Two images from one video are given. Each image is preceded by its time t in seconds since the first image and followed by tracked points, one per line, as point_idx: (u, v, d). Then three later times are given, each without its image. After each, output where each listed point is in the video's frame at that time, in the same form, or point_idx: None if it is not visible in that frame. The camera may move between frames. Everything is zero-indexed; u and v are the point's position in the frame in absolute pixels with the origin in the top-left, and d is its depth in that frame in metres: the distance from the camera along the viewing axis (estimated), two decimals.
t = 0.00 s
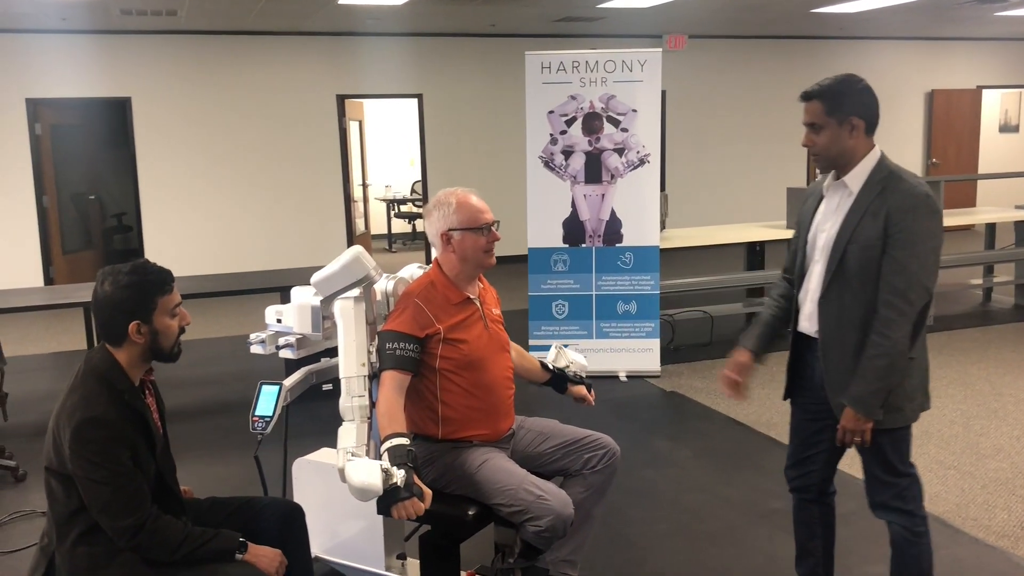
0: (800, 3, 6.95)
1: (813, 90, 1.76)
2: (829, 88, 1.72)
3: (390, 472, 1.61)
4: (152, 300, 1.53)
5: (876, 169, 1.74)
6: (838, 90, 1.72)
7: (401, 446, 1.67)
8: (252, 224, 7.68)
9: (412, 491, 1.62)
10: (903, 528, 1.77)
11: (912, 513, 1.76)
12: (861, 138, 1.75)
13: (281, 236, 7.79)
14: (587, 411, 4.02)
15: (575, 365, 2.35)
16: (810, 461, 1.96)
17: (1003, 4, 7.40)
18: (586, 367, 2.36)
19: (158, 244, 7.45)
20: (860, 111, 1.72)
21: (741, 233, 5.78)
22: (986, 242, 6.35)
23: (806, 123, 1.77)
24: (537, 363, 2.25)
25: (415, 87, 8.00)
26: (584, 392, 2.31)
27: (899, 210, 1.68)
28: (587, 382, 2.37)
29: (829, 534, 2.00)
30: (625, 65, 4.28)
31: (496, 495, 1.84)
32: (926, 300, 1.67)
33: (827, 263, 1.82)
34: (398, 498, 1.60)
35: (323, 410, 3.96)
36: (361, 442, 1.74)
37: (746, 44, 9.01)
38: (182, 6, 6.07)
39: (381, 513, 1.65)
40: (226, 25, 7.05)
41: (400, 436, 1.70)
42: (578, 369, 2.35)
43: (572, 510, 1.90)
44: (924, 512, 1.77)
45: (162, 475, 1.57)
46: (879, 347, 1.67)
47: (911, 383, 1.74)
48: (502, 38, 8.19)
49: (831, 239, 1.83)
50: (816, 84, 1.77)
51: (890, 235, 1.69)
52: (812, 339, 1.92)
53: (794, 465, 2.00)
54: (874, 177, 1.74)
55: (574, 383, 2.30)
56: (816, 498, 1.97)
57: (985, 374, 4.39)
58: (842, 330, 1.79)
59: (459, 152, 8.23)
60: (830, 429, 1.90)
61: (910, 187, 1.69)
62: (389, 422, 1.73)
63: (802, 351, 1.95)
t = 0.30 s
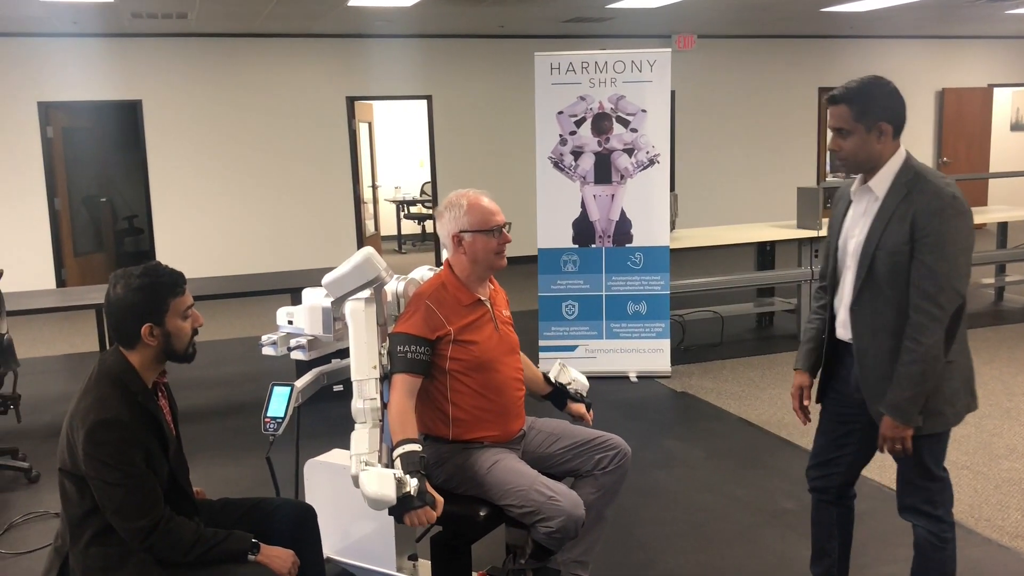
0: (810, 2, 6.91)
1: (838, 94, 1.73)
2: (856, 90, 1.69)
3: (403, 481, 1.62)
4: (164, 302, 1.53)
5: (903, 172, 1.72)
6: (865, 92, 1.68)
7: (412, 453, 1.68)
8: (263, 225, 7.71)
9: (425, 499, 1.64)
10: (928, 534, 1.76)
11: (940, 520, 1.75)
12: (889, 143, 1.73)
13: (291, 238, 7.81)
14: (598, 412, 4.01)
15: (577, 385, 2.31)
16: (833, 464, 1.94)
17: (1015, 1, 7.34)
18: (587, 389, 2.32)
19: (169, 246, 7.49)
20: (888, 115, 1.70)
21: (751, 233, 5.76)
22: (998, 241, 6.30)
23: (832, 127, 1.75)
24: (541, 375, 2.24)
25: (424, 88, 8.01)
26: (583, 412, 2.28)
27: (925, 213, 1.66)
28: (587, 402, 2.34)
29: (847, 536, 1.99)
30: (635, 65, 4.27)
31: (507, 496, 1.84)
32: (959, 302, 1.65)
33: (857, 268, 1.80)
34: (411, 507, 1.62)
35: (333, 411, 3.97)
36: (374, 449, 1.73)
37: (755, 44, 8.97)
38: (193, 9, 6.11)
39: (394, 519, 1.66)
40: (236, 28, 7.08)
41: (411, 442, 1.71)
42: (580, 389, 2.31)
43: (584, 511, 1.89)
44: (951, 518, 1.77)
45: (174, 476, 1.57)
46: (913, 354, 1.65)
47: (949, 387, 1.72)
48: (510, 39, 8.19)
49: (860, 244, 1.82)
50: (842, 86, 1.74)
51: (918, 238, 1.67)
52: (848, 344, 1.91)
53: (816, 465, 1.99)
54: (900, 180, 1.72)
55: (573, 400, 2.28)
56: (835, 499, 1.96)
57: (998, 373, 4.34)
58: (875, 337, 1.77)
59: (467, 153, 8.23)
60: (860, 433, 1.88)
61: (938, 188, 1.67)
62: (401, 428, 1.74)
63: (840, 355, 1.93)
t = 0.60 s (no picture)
0: (813, 1, 6.90)
1: (863, 93, 1.73)
2: (882, 91, 1.68)
3: (410, 488, 1.63)
4: (168, 303, 1.53)
5: (926, 174, 1.71)
6: (892, 93, 1.67)
7: (418, 459, 1.67)
8: (267, 226, 7.72)
9: (431, 506, 1.65)
10: (937, 538, 1.76)
11: (949, 525, 1.75)
12: (914, 144, 1.72)
13: (294, 239, 7.82)
14: (603, 412, 4.00)
15: (572, 401, 2.28)
16: (847, 465, 1.94)
17: None
18: (583, 406, 2.29)
19: (173, 247, 7.51)
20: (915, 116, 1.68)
21: (755, 233, 5.75)
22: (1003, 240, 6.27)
23: (856, 127, 1.75)
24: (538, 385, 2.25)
25: (428, 89, 8.01)
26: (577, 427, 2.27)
27: (947, 216, 1.65)
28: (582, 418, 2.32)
29: (856, 537, 1.99)
30: (638, 65, 4.26)
31: (512, 497, 1.83)
32: (980, 306, 1.63)
33: (877, 270, 1.80)
34: (418, 513, 1.63)
35: (337, 413, 3.97)
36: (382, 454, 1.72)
37: (759, 43, 8.95)
38: (196, 11, 6.12)
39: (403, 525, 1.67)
40: (239, 29, 7.10)
41: (417, 447, 1.70)
42: (576, 405, 2.29)
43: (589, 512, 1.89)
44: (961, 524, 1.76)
45: (179, 477, 1.57)
46: (932, 358, 1.64)
47: (969, 393, 1.70)
48: (513, 40, 8.19)
49: (882, 245, 1.81)
50: (868, 85, 1.73)
51: (938, 241, 1.66)
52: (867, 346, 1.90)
53: (829, 465, 1.99)
54: (924, 182, 1.71)
55: (567, 413, 2.27)
56: (848, 501, 1.96)
57: (1004, 373, 4.32)
58: (894, 339, 1.76)
59: (471, 154, 8.23)
60: (877, 437, 1.88)
61: (961, 191, 1.66)
62: (407, 433, 1.74)
63: (861, 356, 1.92)
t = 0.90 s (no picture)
0: None
1: (881, 86, 1.72)
2: (898, 84, 1.68)
3: (411, 490, 1.63)
4: (165, 300, 1.53)
5: (939, 169, 1.70)
6: (908, 86, 1.67)
7: (420, 460, 1.67)
8: (266, 224, 7.71)
9: (433, 509, 1.64)
10: (938, 535, 1.76)
11: (951, 522, 1.75)
12: (929, 138, 1.71)
13: (294, 236, 7.81)
14: (603, 409, 4.00)
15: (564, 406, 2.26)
16: (852, 463, 1.94)
17: None
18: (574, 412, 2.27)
19: (173, 245, 7.50)
20: (932, 110, 1.68)
21: (755, 228, 5.74)
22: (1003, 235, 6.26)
23: (872, 119, 1.74)
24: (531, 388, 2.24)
25: (427, 85, 8.00)
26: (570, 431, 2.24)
27: (958, 212, 1.64)
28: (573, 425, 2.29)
29: (860, 535, 1.99)
30: (637, 60, 4.26)
31: (511, 494, 1.83)
32: (988, 304, 1.63)
33: (886, 264, 1.80)
34: (420, 515, 1.63)
35: (337, 410, 3.97)
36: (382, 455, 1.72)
37: (758, 38, 8.94)
38: (195, 8, 6.11)
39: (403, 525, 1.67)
40: (238, 26, 7.09)
41: (418, 448, 1.70)
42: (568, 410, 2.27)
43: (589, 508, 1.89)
44: (962, 520, 1.76)
45: (178, 475, 1.57)
46: (937, 355, 1.64)
47: (974, 392, 1.70)
48: (512, 36, 8.17)
49: (891, 239, 1.81)
50: (885, 78, 1.72)
51: (949, 237, 1.66)
52: (874, 341, 1.91)
53: (834, 463, 1.99)
54: (936, 177, 1.70)
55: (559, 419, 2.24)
56: (853, 499, 1.96)
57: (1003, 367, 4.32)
58: (901, 335, 1.76)
59: (471, 150, 8.22)
60: (883, 434, 1.88)
61: (972, 187, 1.65)
62: (406, 432, 1.74)
63: (868, 352, 1.93)
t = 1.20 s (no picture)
0: None
1: (888, 78, 1.72)
2: (904, 77, 1.67)
3: (411, 487, 1.63)
4: (162, 295, 1.53)
5: (943, 162, 1.70)
6: (914, 80, 1.66)
7: (419, 457, 1.67)
8: (264, 219, 7.70)
9: (432, 506, 1.64)
10: (936, 529, 1.77)
11: (949, 517, 1.75)
12: (935, 132, 1.71)
13: (292, 231, 7.80)
14: (602, 403, 4.00)
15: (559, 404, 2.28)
16: (852, 457, 1.94)
17: None
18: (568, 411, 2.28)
19: (171, 241, 7.49)
20: (938, 104, 1.68)
21: (754, 223, 5.74)
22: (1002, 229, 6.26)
23: (879, 112, 1.74)
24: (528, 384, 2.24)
25: (426, 80, 7.98)
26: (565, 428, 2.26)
27: (962, 206, 1.64)
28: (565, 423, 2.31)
29: (859, 529, 1.99)
30: (636, 55, 4.25)
31: (510, 488, 1.84)
32: (991, 299, 1.63)
33: (889, 258, 1.79)
34: (419, 512, 1.63)
35: (336, 405, 3.97)
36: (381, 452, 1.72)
37: (758, 32, 8.92)
38: (192, 3, 6.09)
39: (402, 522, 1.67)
40: (235, 21, 7.06)
41: (417, 445, 1.70)
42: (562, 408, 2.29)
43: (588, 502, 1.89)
44: (960, 515, 1.77)
45: (177, 470, 1.57)
46: (940, 349, 1.64)
47: (975, 387, 1.70)
48: (511, 30, 8.14)
49: (894, 233, 1.81)
50: (892, 71, 1.72)
51: (953, 231, 1.66)
52: (875, 335, 1.91)
53: (834, 457, 1.99)
54: (940, 171, 1.70)
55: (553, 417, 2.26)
56: (852, 493, 1.96)
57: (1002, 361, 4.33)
58: (902, 329, 1.76)
59: (469, 145, 8.20)
60: (882, 429, 1.89)
61: (977, 181, 1.65)
62: (406, 428, 1.74)
63: (868, 346, 1.93)
